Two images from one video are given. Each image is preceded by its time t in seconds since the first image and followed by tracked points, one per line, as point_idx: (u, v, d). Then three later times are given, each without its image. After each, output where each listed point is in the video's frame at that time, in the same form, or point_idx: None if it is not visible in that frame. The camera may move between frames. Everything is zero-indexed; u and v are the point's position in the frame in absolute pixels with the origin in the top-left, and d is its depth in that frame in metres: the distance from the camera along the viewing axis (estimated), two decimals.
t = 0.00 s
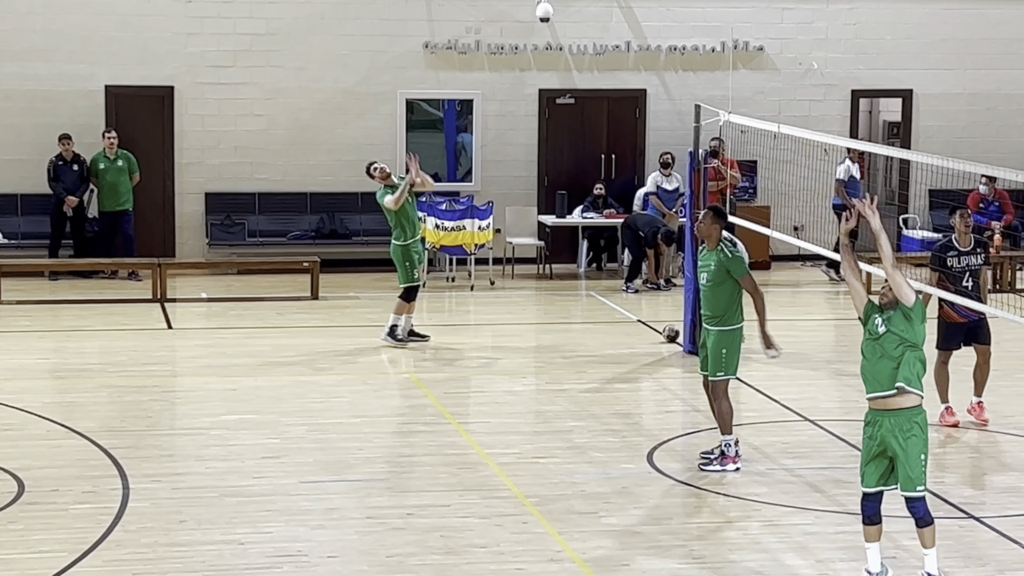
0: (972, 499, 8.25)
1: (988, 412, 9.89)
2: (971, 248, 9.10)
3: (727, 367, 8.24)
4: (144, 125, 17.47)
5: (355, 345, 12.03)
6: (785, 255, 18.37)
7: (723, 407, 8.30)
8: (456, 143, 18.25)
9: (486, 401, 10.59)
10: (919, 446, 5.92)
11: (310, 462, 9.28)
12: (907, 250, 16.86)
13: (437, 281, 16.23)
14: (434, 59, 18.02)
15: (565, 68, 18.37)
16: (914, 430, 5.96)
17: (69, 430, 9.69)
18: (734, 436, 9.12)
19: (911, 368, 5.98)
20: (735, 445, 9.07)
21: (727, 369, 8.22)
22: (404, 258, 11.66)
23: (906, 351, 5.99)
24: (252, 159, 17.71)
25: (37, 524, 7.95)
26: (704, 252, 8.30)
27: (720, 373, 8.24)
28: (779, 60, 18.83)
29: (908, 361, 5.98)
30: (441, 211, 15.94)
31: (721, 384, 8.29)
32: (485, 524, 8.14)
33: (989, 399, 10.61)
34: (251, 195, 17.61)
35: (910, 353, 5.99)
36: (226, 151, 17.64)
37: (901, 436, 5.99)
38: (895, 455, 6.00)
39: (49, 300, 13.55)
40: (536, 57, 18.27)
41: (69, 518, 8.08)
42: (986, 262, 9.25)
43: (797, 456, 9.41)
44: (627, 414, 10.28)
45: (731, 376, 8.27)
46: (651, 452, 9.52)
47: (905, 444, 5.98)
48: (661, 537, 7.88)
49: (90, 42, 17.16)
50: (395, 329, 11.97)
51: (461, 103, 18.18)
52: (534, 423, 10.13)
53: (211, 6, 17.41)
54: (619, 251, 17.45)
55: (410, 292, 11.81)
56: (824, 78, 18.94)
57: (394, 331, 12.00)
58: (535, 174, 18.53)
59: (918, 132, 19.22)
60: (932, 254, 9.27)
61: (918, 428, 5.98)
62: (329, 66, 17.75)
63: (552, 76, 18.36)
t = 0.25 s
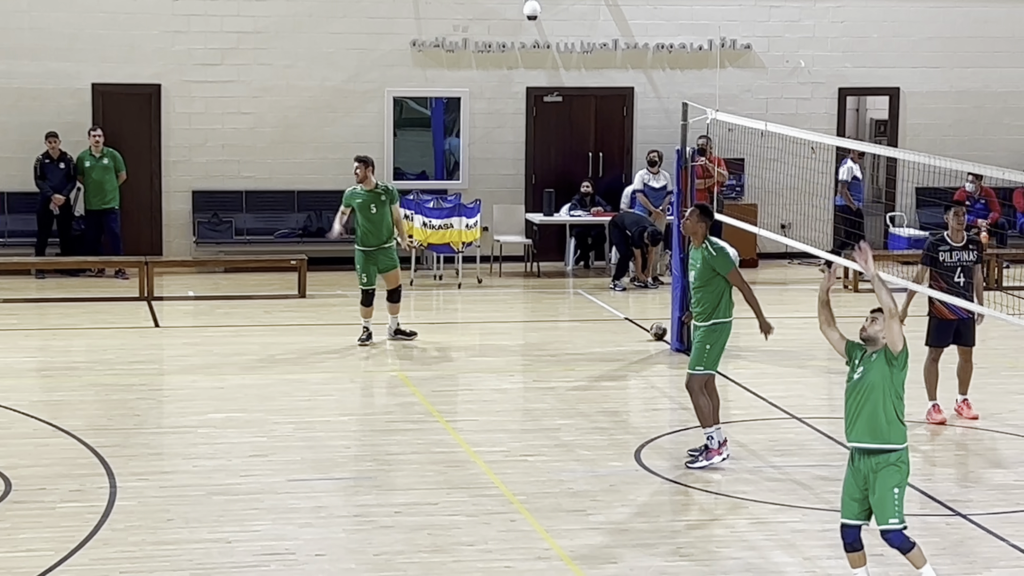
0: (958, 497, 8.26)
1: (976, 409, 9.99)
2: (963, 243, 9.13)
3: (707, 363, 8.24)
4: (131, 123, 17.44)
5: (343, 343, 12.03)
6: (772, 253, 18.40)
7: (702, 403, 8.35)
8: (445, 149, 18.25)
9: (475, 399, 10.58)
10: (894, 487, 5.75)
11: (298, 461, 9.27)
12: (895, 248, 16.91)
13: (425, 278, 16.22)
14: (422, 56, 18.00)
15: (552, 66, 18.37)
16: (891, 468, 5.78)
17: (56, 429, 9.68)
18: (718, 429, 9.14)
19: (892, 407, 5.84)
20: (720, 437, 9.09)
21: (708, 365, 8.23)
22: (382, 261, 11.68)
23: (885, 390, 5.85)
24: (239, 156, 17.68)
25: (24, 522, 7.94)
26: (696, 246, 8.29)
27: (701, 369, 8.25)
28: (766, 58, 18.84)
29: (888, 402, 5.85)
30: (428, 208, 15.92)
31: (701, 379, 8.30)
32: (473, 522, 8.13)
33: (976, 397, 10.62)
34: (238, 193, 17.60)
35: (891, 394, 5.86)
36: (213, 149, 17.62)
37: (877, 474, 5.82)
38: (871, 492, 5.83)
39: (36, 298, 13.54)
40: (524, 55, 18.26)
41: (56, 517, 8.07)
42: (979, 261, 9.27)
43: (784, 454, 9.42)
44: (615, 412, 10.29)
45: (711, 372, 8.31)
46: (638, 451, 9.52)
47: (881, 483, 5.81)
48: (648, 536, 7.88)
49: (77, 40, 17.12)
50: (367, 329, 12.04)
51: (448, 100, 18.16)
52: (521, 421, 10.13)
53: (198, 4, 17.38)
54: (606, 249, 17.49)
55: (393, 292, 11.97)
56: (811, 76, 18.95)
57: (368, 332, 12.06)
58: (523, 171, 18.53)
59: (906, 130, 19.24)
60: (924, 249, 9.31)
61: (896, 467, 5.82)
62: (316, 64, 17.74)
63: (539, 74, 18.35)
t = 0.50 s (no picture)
0: (950, 492, 8.26)
1: (968, 405, 9.99)
2: (961, 239, 9.12)
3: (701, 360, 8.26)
4: (122, 119, 17.43)
5: (335, 340, 12.03)
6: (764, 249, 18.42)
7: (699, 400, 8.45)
8: (437, 150, 18.27)
9: (467, 395, 10.58)
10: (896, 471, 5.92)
11: (289, 457, 9.26)
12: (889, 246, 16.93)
13: (417, 276, 16.22)
14: (414, 52, 17.99)
15: (544, 62, 18.37)
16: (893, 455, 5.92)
17: (47, 425, 9.66)
18: (712, 426, 9.14)
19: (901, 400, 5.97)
20: (714, 436, 9.08)
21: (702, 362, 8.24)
22: (362, 254, 11.61)
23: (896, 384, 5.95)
24: (230, 153, 17.68)
25: (15, 519, 7.93)
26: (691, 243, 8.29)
27: (696, 366, 8.27)
28: (758, 54, 18.86)
29: (896, 391, 5.94)
30: (420, 205, 15.96)
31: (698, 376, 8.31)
32: (464, 518, 8.13)
33: (967, 392, 10.64)
34: (230, 189, 17.59)
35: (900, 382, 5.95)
36: (205, 145, 17.62)
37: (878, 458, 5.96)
38: (870, 473, 5.97)
39: (28, 295, 13.52)
40: (515, 51, 18.27)
41: (47, 513, 8.06)
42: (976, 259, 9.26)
43: (776, 450, 9.42)
44: (607, 408, 10.30)
45: (709, 369, 8.29)
46: (630, 446, 9.52)
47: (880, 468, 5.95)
48: (639, 531, 7.87)
49: (68, 36, 17.10)
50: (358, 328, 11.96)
51: (439, 96, 18.15)
52: (513, 417, 10.13)
53: None
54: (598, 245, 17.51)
55: (371, 291, 11.86)
56: (803, 72, 18.97)
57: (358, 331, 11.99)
58: (515, 168, 18.53)
59: (898, 125, 19.28)
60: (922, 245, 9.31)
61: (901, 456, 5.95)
62: (308, 60, 17.73)
63: (531, 70, 18.36)
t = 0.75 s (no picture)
0: (940, 483, 8.27)
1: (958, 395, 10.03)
2: (952, 230, 9.13)
3: (692, 351, 8.23)
4: (111, 110, 17.40)
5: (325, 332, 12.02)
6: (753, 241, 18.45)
7: (693, 392, 8.39)
8: (427, 142, 18.24)
9: (457, 387, 10.58)
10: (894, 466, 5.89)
11: (279, 448, 9.26)
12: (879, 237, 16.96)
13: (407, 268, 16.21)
14: (404, 44, 17.98)
15: (534, 53, 18.37)
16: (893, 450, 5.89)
17: (37, 417, 9.65)
18: (704, 421, 9.10)
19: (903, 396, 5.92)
20: (704, 430, 9.05)
21: (691, 353, 8.21)
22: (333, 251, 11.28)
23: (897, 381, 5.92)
24: (219, 144, 17.66)
25: (4, 511, 7.92)
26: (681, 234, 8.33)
27: (686, 357, 8.25)
28: (747, 46, 18.86)
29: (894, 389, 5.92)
30: (410, 196, 15.95)
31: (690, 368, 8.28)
32: (454, 509, 8.13)
33: (957, 383, 10.65)
34: (219, 180, 17.57)
35: (904, 385, 5.92)
36: (194, 137, 17.61)
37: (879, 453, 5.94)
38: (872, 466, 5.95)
39: (18, 287, 13.50)
40: (505, 43, 18.26)
41: (37, 505, 8.04)
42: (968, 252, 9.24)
43: (766, 441, 9.42)
44: (597, 399, 10.30)
45: (701, 361, 8.26)
46: (620, 437, 9.53)
47: (880, 462, 5.92)
48: (628, 522, 7.88)
49: (57, 28, 17.06)
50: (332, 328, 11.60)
51: (429, 88, 18.14)
52: (503, 408, 10.14)
53: None
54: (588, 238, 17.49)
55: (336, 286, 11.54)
56: (792, 64, 18.98)
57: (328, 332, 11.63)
58: (504, 159, 18.52)
59: (887, 116, 19.28)
60: (913, 236, 9.34)
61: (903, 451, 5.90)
62: (297, 52, 17.71)
63: (520, 62, 18.36)
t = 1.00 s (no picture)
0: (931, 475, 8.28)
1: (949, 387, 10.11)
2: (940, 222, 9.11)
3: (684, 345, 8.23)
4: (102, 103, 17.38)
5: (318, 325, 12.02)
6: (744, 232, 18.45)
7: (688, 384, 8.46)
8: (419, 137, 18.27)
9: (450, 380, 10.58)
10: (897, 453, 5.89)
11: (271, 441, 9.26)
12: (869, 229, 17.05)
13: (399, 259, 16.20)
14: (396, 36, 17.96)
15: (526, 45, 18.36)
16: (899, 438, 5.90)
17: (28, 410, 9.65)
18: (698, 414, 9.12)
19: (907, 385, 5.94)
20: (697, 423, 9.06)
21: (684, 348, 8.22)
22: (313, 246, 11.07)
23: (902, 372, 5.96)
24: (211, 137, 17.65)
25: None
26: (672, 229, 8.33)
27: (678, 351, 8.25)
28: (740, 38, 18.85)
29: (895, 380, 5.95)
30: (402, 189, 16.04)
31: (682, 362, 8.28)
32: (447, 502, 8.13)
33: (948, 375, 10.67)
34: (211, 172, 17.55)
35: (911, 377, 5.93)
36: (186, 129, 17.59)
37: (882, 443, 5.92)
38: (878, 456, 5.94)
39: (10, 279, 13.49)
40: (497, 35, 18.25)
41: (29, 498, 8.04)
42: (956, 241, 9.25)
43: (758, 433, 9.43)
44: (589, 392, 10.32)
45: (693, 355, 8.26)
46: (613, 430, 9.54)
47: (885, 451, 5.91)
48: (620, 514, 7.88)
49: (48, 20, 17.03)
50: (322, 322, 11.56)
51: (421, 81, 18.15)
52: (496, 401, 10.14)
53: None
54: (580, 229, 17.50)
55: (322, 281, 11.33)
56: (785, 56, 18.97)
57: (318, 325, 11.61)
58: (496, 151, 18.51)
59: (879, 108, 19.29)
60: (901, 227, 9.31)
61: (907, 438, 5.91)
62: (289, 44, 17.69)
63: (512, 53, 18.34)
